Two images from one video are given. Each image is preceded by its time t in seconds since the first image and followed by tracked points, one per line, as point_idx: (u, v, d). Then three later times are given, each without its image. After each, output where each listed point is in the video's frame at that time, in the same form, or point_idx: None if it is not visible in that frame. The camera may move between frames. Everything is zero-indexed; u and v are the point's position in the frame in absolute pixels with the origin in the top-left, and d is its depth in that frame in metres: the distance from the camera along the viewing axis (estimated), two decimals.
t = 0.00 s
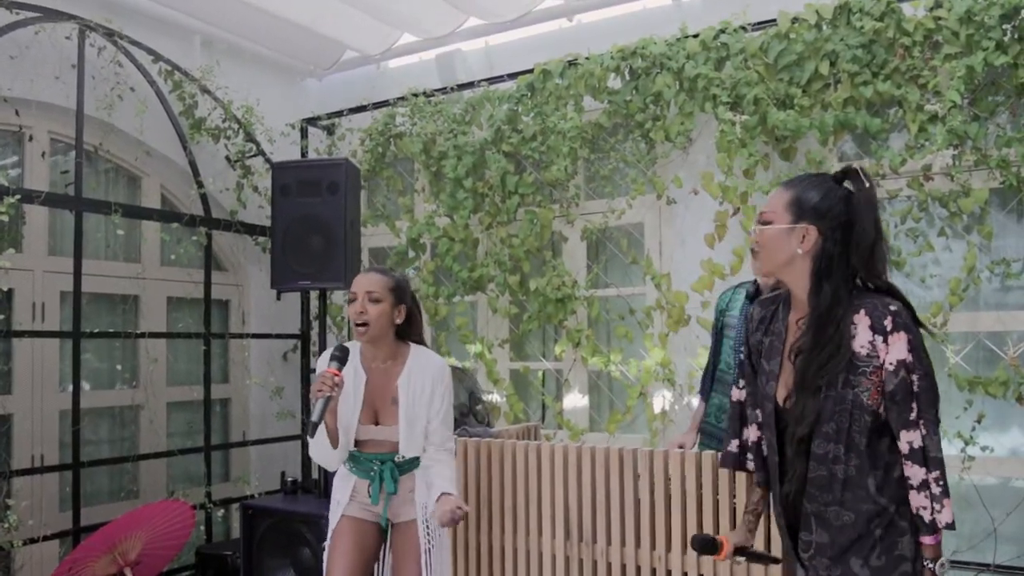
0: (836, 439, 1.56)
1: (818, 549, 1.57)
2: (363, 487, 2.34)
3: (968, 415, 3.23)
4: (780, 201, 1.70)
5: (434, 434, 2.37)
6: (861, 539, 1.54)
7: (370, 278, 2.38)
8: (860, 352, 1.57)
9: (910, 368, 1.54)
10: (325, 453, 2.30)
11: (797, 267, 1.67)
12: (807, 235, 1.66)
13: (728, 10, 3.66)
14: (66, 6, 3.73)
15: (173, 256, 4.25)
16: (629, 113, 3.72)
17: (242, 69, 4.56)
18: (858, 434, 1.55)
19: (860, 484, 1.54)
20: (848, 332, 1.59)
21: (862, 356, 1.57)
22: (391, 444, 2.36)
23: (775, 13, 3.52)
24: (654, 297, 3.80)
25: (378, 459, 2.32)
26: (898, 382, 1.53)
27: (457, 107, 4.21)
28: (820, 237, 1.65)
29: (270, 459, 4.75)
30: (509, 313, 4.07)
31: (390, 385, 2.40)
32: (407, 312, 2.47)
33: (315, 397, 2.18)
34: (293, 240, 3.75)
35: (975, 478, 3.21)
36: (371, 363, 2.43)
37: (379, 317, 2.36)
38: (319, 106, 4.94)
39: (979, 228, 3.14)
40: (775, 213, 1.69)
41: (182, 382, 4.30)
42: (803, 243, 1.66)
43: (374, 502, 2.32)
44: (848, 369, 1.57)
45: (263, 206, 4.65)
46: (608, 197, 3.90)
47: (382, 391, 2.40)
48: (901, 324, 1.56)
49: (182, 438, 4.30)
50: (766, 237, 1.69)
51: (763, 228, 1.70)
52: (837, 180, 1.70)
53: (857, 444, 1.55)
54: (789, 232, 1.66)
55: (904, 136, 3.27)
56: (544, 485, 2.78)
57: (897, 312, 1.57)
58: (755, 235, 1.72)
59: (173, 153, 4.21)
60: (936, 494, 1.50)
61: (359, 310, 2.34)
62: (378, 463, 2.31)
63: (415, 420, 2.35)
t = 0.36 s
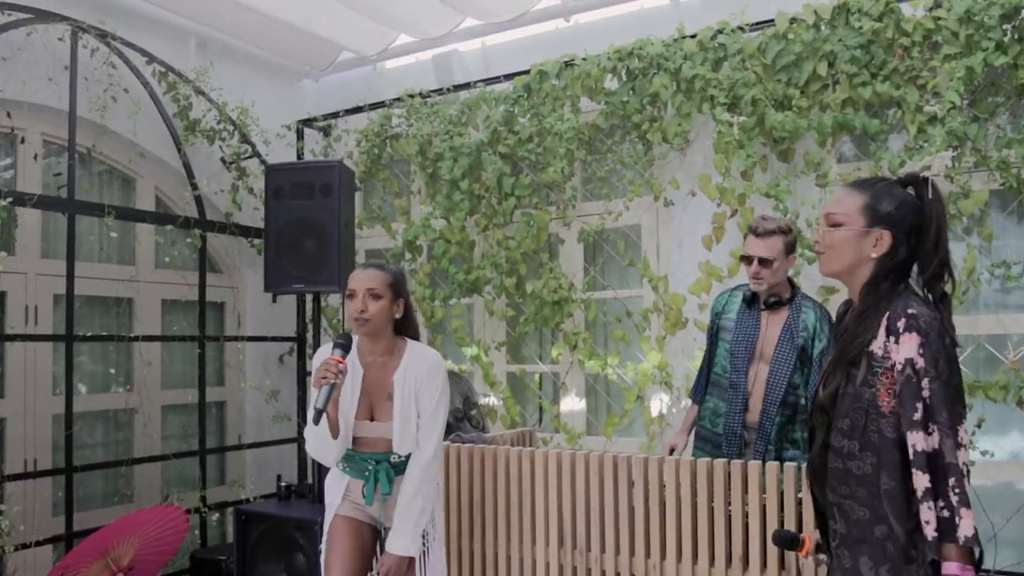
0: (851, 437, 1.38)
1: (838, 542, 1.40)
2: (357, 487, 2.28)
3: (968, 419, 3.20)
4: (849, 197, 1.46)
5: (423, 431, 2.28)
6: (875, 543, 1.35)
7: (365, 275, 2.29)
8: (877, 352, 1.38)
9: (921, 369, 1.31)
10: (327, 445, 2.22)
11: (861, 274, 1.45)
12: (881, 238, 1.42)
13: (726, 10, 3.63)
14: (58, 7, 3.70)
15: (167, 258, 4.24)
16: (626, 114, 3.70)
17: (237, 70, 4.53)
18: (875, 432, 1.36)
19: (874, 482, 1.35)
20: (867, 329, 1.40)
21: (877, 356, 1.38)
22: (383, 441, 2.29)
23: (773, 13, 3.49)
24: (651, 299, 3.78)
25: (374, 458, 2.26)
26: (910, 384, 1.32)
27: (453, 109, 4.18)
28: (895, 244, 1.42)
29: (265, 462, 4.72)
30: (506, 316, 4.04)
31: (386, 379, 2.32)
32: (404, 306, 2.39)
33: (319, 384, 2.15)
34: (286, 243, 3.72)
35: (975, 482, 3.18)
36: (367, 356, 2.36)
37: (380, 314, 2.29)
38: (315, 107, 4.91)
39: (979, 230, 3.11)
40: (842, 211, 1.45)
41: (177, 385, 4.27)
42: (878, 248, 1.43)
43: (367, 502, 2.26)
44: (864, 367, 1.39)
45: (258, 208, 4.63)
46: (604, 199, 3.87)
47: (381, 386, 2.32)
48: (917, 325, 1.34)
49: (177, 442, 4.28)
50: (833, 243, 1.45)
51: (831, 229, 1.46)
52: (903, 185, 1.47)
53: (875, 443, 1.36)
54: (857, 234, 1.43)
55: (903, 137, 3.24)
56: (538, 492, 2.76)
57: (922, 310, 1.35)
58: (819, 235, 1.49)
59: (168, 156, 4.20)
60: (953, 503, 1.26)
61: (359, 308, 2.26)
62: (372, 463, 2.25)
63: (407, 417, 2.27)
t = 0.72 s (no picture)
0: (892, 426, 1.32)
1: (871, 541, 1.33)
2: (344, 488, 1.99)
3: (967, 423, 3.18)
4: (887, 201, 1.37)
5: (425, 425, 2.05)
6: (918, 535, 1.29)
7: (356, 270, 2.04)
8: (915, 338, 1.33)
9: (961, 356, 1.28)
10: (320, 440, 1.97)
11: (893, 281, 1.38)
12: (924, 244, 1.37)
13: (723, 11, 3.60)
14: (51, 8, 3.67)
15: (162, 261, 4.20)
16: (623, 116, 3.67)
17: (232, 71, 4.50)
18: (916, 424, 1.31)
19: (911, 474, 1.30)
20: (906, 320, 1.35)
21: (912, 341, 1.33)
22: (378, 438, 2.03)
23: (771, 14, 3.46)
24: (648, 302, 3.75)
25: (365, 453, 2.00)
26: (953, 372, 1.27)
27: (449, 110, 4.15)
28: (936, 248, 1.38)
29: (261, 465, 4.70)
30: (502, 318, 4.02)
31: (382, 376, 2.08)
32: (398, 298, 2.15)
33: (319, 376, 1.95)
34: (281, 245, 3.70)
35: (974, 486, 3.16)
36: (361, 351, 2.12)
37: (374, 314, 2.04)
38: (311, 109, 4.89)
39: (978, 234, 3.08)
40: (894, 217, 1.35)
41: (172, 388, 4.24)
42: (922, 253, 1.37)
43: (358, 504, 1.98)
44: (903, 358, 1.33)
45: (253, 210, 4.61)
46: (601, 201, 3.85)
47: (376, 383, 2.08)
48: (959, 313, 1.30)
49: (171, 445, 4.25)
50: (889, 253, 1.35)
51: (885, 237, 1.35)
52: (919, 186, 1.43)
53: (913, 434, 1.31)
54: (910, 243, 1.35)
55: (902, 139, 3.21)
56: (533, 499, 2.75)
57: (962, 301, 1.32)
58: (866, 242, 1.37)
59: (163, 158, 4.17)
60: (905, 474, 1.25)
61: (352, 308, 2.01)
62: (365, 458, 1.99)
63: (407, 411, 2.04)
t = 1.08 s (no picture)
0: (922, 426, 1.27)
1: (909, 549, 1.27)
2: (335, 507, 1.78)
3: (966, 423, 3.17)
4: (875, 195, 1.34)
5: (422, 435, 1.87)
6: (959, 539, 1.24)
7: (345, 262, 1.84)
8: (934, 334, 1.30)
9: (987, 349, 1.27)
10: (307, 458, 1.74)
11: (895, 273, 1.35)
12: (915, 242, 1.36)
13: (722, 9, 3.59)
14: (46, 5, 3.65)
15: (158, 260, 4.19)
16: (621, 114, 3.65)
17: (229, 69, 4.49)
18: (945, 422, 1.27)
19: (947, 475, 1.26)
20: (920, 315, 1.32)
21: (934, 338, 1.29)
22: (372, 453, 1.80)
23: (770, 12, 3.45)
24: (646, 302, 3.73)
25: (357, 469, 1.77)
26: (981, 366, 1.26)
27: (447, 109, 4.13)
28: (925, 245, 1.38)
29: (258, 465, 4.68)
30: (500, 318, 4.00)
31: (373, 383, 1.85)
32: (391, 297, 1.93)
33: (304, 387, 1.73)
34: (277, 244, 3.68)
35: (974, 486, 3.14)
36: (351, 358, 1.89)
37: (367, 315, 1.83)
38: (308, 107, 4.87)
39: (978, 232, 3.06)
40: (898, 213, 1.32)
41: (168, 388, 4.22)
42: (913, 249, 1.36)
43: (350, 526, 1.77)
44: (923, 355, 1.29)
45: (250, 209, 4.59)
46: (599, 201, 3.83)
47: (367, 392, 1.85)
48: (975, 306, 1.29)
49: (168, 445, 4.23)
50: (899, 250, 1.32)
51: (894, 234, 1.31)
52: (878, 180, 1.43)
53: (943, 432, 1.27)
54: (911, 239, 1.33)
55: (901, 138, 3.20)
56: (529, 499, 2.73)
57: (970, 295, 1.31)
58: (876, 241, 1.31)
59: (159, 156, 4.16)
60: (990, 484, 1.22)
61: (341, 303, 1.80)
62: (358, 474, 1.77)
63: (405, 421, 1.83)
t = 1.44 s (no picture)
0: (933, 431, 1.21)
1: (914, 565, 1.20)
2: (317, 504, 1.67)
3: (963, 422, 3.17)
4: (869, 190, 1.29)
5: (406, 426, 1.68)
6: (969, 553, 1.19)
7: (338, 235, 1.73)
8: (947, 334, 1.25)
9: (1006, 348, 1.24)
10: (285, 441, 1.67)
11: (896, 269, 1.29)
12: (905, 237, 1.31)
13: (720, 9, 3.59)
14: (43, 4, 3.64)
15: (156, 259, 4.19)
16: (619, 114, 3.65)
17: (227, 69, 4.48)
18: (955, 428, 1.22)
19: (959, 482, 1.20)
20: (930, 315, 1.27)
21: (948, 338, 1.25)
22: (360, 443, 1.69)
23: (768, 12, 3.45)
24: (644, 301, 3.73)
25: (341, 461, 1.66)
26: (998, 366, 1.22)
27: (445, 109, 4.14)
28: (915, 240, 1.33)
29: (255, 465, 4.67)
30: (497, 317, 4.00)
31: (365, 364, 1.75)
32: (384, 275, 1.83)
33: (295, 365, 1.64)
34: (274, 243, 3.68)
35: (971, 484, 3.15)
36: (343, 337, 1.79)
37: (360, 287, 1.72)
38: (306, 107, 4.87)
39: (976, 232, 3.07)
40: (893, 207, 1.27)
41: (165, 388, 4.22)
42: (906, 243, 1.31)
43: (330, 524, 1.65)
44: (935, 355, 1.24)
45: (248, 208, 4.59)
46: (597, 200, 3.83)
47: (357, 376, 1.74)
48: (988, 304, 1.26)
49: (165, 444, 4.22)
50: (899, 246, 1.26)
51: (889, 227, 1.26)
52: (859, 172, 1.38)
53: (953, 438, 1.22)
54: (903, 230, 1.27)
55: (898, 138, 3.20)
56: (527, 498, 2.73)
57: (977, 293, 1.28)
58: (873, 234, 1.26)
59: (157, 156, 4.15)
60: None
61: (337, 278, 1.70)
62: (341, 466, 1.66)
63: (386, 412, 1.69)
